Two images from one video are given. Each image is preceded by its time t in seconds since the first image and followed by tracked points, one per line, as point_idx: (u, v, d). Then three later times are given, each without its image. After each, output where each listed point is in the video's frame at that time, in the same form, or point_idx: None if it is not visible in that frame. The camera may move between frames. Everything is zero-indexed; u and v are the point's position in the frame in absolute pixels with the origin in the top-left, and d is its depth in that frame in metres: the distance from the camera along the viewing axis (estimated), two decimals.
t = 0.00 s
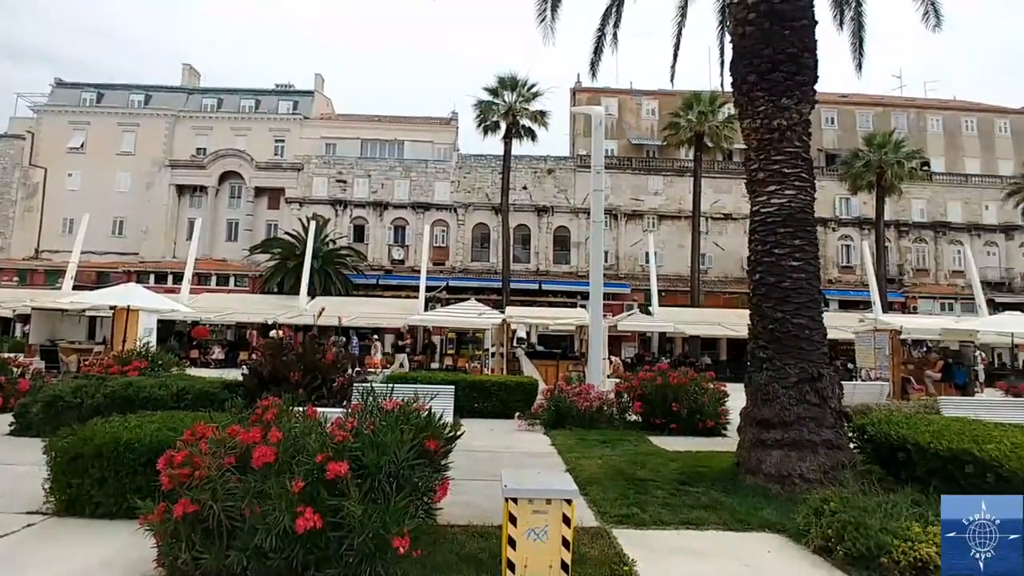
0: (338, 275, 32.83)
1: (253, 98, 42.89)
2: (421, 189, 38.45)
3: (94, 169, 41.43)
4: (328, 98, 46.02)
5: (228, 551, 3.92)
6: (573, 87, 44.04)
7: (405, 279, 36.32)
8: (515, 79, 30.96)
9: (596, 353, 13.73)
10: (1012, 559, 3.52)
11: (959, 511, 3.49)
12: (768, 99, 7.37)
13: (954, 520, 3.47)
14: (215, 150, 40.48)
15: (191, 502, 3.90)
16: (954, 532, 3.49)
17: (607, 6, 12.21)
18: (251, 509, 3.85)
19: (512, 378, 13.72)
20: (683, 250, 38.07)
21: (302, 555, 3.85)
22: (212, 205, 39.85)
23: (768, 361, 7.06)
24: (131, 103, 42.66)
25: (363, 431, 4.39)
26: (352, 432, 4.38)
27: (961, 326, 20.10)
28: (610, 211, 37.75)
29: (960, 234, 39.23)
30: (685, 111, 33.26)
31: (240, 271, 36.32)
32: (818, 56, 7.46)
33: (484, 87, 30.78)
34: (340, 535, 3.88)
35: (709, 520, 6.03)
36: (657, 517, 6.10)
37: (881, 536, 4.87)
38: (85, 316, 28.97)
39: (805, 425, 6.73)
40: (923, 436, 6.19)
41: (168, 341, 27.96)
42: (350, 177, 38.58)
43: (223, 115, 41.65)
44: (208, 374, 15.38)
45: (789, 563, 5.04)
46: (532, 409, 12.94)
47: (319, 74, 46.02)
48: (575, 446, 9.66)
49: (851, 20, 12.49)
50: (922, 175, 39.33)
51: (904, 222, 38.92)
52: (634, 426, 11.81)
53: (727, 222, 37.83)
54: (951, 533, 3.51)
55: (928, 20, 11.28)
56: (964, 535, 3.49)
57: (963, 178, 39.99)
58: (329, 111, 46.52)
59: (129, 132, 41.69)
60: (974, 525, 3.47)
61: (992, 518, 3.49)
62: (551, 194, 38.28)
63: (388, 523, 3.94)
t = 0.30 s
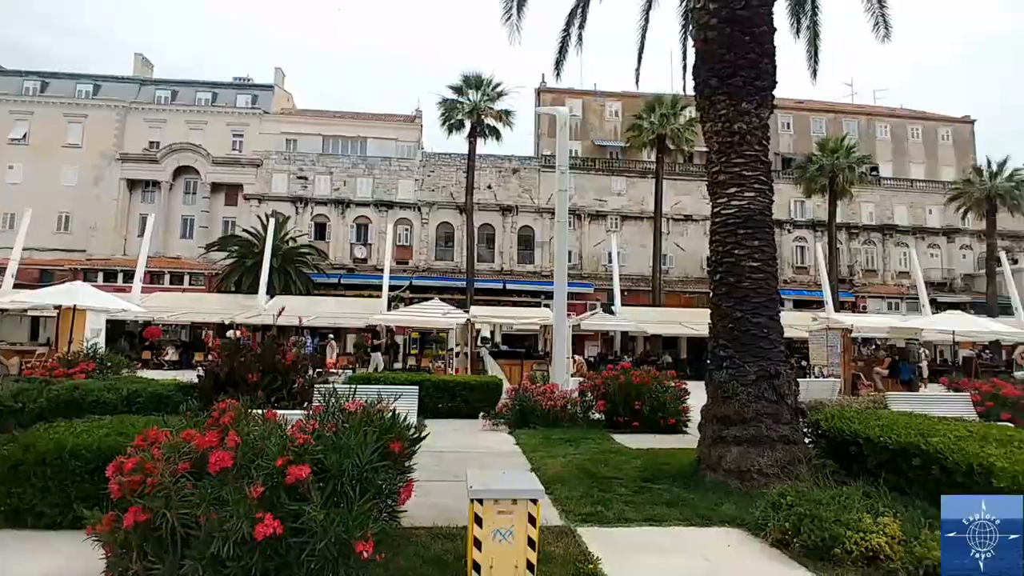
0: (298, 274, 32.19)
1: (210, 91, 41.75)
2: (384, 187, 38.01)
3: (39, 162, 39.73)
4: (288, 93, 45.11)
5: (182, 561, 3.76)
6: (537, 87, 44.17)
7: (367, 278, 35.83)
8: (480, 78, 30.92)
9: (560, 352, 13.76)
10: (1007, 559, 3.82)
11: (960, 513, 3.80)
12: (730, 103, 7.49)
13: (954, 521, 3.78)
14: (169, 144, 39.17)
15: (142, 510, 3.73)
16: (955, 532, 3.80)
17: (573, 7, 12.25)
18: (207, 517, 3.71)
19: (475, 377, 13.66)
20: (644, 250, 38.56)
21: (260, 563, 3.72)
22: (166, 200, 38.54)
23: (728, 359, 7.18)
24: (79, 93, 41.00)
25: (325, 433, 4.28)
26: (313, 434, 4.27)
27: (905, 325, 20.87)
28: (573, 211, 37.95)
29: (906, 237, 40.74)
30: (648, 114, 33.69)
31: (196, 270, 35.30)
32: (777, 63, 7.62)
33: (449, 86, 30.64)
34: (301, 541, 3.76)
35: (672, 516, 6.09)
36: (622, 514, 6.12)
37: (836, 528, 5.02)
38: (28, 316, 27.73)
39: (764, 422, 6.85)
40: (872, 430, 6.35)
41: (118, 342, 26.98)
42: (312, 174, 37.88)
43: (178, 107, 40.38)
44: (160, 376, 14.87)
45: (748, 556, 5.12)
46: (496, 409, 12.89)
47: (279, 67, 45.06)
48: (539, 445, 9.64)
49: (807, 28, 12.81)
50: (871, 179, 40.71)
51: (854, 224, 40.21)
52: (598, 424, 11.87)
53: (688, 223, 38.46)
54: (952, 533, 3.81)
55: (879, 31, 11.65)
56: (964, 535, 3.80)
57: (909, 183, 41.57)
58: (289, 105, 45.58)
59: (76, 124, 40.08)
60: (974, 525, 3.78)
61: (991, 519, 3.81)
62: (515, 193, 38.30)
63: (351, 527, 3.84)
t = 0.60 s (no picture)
0: (258, 273, 31.51)
1: (167, 84, 40.62)
2: (348, 186, 37.51)
3: None
4: (249, 88, 44.16)
5: (135, 571, 3.59)
6: (503, 88, 44.21)
7: (330, 278, 35.28)
8: (446, 78, 30.78)
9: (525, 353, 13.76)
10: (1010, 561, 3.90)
11: (959, 512, 3.93)
12: (693, 108, 7.59)
13: (951, 521, 3.92)
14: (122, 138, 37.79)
15: (91, 519, 3.54)
16: (955, 532, 3.91)
17: (540, 8, 12.27)
18: (162, 524, 3.54)
19: (439, 378, 13.56)
20: (609, 251, 38.93)
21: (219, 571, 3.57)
22: (118, 196, 37.29)
23: (691, 358, 7.27)
24: (25, 83, 39.36)
25: (288, 437, 4.18)
26: (275, 438, 4.16)
27: (858, 325, 21.56)
28: (539, 212, 38.08)
29: (859, 240, 42.10)
30: (613, 117, 34.03)
31: (150, 269, 34.26)
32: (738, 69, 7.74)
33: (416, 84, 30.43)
34: (262, 548, 3.63)
35: (637, 514, 6.12)
36: (587, 513, 6.14)
37: (795, 522, 5.14)
38: None
39: (726, 419, 6.96)
40: (829, 426, 6.50)
41: (67, 343, 25.94)
42: (273, 171, 37.12)
43: (132, 100, 39.10)
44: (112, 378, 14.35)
45: (711, 551, 5.19)
46: (462, 410, 12.82)
47: (239, 61, 44.08)
48: (505, 445, 9.62)
49: (767, 36, 13.11)
50: (826, 184, 41.94)
51: (811, 227, 41.35)
52: (563, 424, 11.90)
53: (652, 224, 38.97)
54: (952, 533, 3.92)
55: (834, 41, 11.99)
56: (963, 535, 3.91)
57: (862, 188, 42.98)
58: (249, 101, 44.63)
59: (22, 115, 38.46)
60: (973, 525, 3.91)
61: (991, 519, 3.94)
62: (481, 194, 38.23)
63: (314, 532, 3.73)
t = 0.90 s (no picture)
0: (221, 271, 30.81)
1: (126, 75, 39.53)
2: (315, 183, 36.96)
3: None
4: (212, 82, 43.19)
5: None
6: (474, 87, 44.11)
7: (296, 277, 34.71)
8: (416, 76, 30.65)
9: (495, 353, 13.71)
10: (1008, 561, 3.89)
11: (960, 512, 3.91)
12: (663, 111, 7.67)
13: (952, 521, 3.89)
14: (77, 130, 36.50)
15: (39, 528, 3.37)
16: (954, 532, 3.91)
17: (511, 8, 12.25)
18: (116, 532, 3.39)
19: (407, 378, 13.43)
20: (578, 252, 39.16)
21: None
22: (73, 190, 36.06)
23: (658, 358, 7.33)
24: None
25: (250, 439, 4.08)
26: (237, 440, 4.06)
27: (818, 326, 22.10)
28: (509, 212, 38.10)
29: (819, 243, 43.21)
30: (583, 118, 34.23)
31: (106, 266, 33.32)
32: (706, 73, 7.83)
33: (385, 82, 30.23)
34: (222, 553, 3.52)
35: (604, 513, 6.14)
36: (555, 513, 6.13)
37: (757, 518, 5.21)
38: None
39: (691, 418, 7.04)
40: (790, 425, 6.62)
41: (17, 343, 24.97)
42: (237, 167, 36.36)
43: (86, 91, 37.78)
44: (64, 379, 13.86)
45: (677, 549, 5.22)
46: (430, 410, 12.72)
47: (202, 54, 43.08)
48: (473, 445, 9.57)
49: (734, 42, 13.34)
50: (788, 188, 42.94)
51: (773, 230, 42.24)
52: (532, 424, 11.90)
53: (620, 226, 39.34)
54: (952, 533, 3.92)
55: (798, 49, 12.26)
56: (964, 535, 3.91)
57: (822, 193, 44.15)
58: (213, 95, 43.64)
59: None
60: (974, 525, 3.89)
61: (991, 519, 3.91)
62: (451, 193, 38.08)
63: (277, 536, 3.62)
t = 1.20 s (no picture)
0: (182, 267, 30.02)
1: (81, 64, 38.20)
2: (281, 178, 36.33)
3: None
4: (174, 73, 42.07)
5: None
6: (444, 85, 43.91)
7: (262, 274, 34.09)
8: (386, 71, 30.26)
9: (464, 352, 13.63)
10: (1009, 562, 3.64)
11: (960, 512, 3.62)
12: (632, 113, 7.72)
13: (953, 521, 3.61)
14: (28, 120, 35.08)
15: None
16: (954, 532, 3.62)
17: (483, 6, 12.20)
18: (67, 539, 3.25)
19: (373, 378, 13.26)
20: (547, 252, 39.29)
21: None
22: (24, 182, 34.65)
23: (625, 357, 7.39)
24: None
25: (211, 441, 3.96)
26: (197, 442, 3.94)
27: (781, 326, 22.59)
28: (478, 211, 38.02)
29: (782, 245, 44.21)
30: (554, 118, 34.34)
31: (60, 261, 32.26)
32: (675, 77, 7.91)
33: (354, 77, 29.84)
34: (181, 559, 3.41)
35: (571, 511, 6.16)
36: (523, 512, 6.12)
37: (721, 515, 5.28)
38: None
39: (658, 417, 7.11)
40: (752, 422, 6.74)
41: None
42: (200, 161, 35.55)
43: (37, 79, 36.26)
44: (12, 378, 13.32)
45: (642, 546, 5.26)
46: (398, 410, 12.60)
47: (164, 43, 41.90)
48: (441, 445, 9.50)
49: (702, 46, 13.53)
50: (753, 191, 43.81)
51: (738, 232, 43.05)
52: (501, 423, 11.90)
53: (589, 226, 39.62)
54: (951, 533, 3.64)
55: (764, 54, 12.50)
56: (963, 535, 3.63)
57: (784, 196, 45.22)
58: (174, 86, 42.50)
59: None
60: (974, 525, 3.61)
61: (992, 519, 3.65)
62: (420, 191, 37.83)
63: (238, 540, 3.52)
